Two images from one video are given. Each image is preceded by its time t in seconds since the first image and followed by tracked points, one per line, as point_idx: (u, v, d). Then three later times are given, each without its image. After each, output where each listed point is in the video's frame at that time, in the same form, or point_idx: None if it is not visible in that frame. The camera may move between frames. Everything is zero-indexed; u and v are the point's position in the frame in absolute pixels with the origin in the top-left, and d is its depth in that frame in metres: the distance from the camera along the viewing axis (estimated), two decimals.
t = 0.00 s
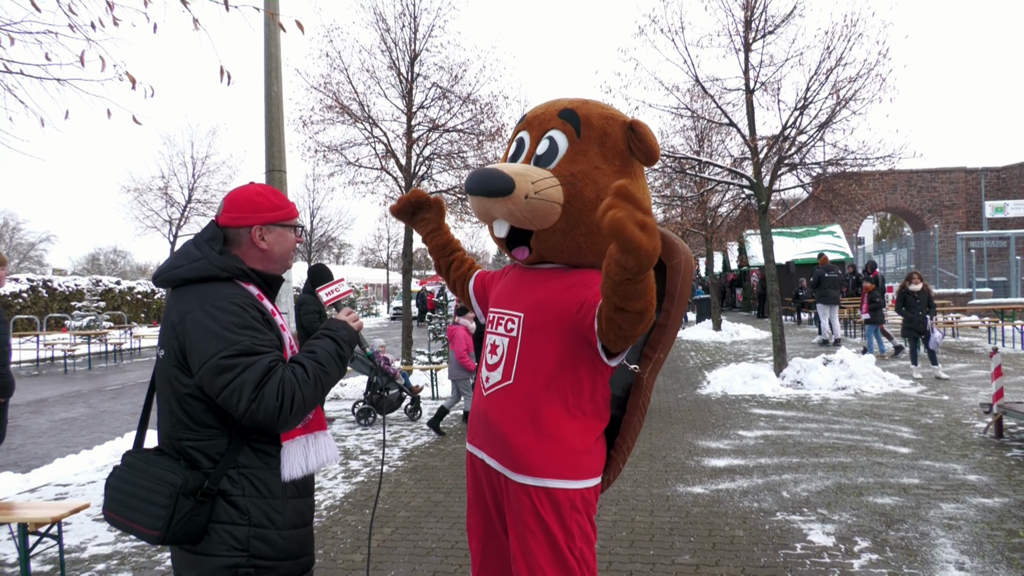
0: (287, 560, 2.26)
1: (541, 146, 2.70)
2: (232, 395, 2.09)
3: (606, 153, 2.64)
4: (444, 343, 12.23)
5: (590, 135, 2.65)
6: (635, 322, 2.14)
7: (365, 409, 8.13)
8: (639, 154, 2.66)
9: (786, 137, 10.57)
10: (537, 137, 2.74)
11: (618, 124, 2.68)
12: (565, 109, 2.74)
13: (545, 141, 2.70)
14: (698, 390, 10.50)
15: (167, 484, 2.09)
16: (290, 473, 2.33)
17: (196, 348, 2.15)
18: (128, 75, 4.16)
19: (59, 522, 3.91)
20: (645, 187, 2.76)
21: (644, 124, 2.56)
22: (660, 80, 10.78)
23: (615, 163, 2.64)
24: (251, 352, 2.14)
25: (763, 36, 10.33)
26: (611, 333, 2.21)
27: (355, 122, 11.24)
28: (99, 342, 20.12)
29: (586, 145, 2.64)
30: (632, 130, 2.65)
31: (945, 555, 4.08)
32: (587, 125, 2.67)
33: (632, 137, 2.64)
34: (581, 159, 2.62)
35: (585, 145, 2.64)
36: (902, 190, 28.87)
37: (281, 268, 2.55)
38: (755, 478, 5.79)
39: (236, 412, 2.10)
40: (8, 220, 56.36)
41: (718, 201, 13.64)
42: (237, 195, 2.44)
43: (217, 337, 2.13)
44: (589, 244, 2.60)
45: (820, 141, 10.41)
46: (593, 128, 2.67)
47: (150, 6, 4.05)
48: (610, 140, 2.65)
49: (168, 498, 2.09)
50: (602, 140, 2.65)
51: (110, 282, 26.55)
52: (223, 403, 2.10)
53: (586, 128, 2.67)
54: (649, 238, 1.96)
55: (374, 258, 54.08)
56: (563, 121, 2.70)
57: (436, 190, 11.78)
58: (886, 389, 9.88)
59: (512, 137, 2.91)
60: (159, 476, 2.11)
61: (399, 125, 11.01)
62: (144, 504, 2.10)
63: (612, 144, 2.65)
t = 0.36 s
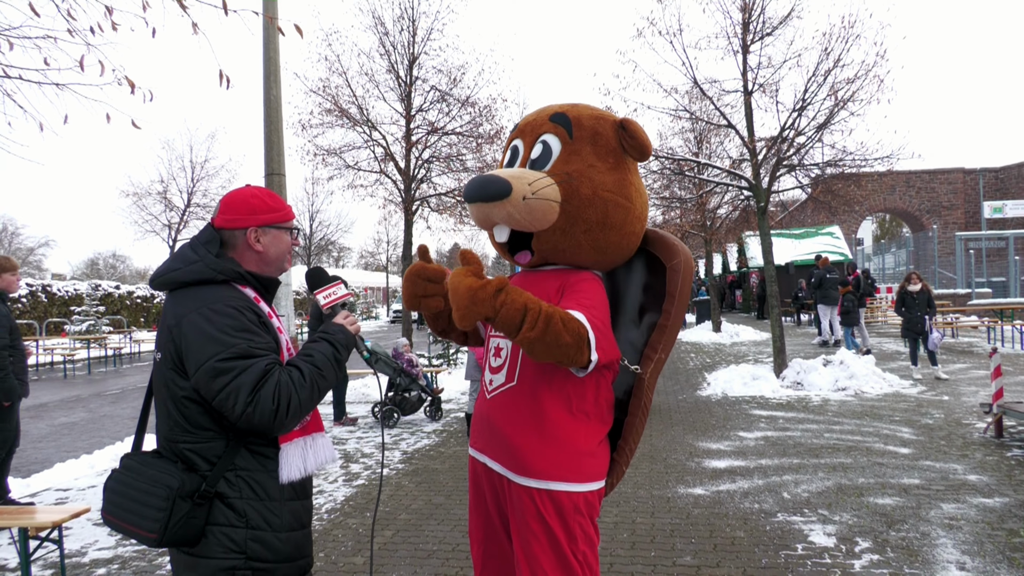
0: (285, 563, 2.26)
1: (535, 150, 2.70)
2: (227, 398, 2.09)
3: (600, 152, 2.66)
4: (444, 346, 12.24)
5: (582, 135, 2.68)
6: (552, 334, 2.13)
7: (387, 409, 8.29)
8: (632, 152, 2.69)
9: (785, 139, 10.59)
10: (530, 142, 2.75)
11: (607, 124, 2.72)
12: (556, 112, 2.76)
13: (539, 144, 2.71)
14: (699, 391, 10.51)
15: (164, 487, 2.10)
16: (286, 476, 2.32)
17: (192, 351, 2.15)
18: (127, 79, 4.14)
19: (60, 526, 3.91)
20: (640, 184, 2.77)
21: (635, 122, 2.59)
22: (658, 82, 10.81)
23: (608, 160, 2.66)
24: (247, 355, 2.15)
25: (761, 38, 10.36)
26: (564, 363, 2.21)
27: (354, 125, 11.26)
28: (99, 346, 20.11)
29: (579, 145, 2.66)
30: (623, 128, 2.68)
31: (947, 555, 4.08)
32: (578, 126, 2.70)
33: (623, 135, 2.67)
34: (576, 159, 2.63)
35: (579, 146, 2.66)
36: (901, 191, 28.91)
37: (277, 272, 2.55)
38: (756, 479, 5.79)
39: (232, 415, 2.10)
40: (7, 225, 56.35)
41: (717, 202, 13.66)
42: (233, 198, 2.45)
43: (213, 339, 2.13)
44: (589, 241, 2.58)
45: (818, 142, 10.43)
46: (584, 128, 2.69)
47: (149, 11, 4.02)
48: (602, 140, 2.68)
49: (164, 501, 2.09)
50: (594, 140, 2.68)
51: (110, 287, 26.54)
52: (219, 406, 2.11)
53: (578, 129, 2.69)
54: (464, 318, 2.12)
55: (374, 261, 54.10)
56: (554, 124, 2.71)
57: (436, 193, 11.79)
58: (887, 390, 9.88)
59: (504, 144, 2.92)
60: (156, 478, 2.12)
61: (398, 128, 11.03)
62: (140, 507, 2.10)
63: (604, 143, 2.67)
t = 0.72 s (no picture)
0: (284, 567, 2.27)
1: (528, 153, 2.72)
2: (221, 401, 2.10)
3: (594, 154, 2.67)
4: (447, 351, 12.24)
5: (575, 138, 2.69)
6: (549, 346, 2.13)
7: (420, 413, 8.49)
8: (625, 154, 2.70)
9: (786, 142, 10.59)
10: (524, 145, 2.76)
11: (601, 126, 2.73)
12: (549, 115, 2.77)
13: (532, 147, 2.73)
14: (701, 395, 10.49)
15: (162, 491, 2.10)
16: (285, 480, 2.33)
17: (186, 355, 2.16)
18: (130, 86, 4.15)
19: (64, 532, 3.92)
20: (634, 185, 2.79)
21: (628, 123, 2.61)
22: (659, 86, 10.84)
23: (602, 162, 2.67)
24: (240, 358, 2.15)
25: (762, 42, 10.38)
26: (560, 374, 2.22)
27: (356, 130, 11.29)
28: (102, 351, 20.14)
29: (572, 148, 2.67)
30: (615, 131, 2.70)
31: (950, 560, 4.06)
32: (572, 129, 2.71)
33: (616, 137, 2.69)
34: (569, 161, 2.64)
35: (572, 148, 2.67)
36: (903, 193, 28.87)
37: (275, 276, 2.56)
38: (759, 483, 5.78)
39: (227, 418, 2.11)
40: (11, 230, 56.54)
41: (718, 206, 13.66)
42: (228, 202, 2.47)
43: (207, 342, 2.14)
44: (584, 242, 2.59)
45: (820, 146, 10.44)
46: (577, 131, 2.71)
47: (152, 18, 4.04)
48: (595, 142, 2.69)
49: (163, 504, 2.09)
50: (588, 142, 2.69)
51: (113, 292, 26.58)
52: (214, 409, 2.12)
53: (571, 131, 2.71)
54: (469, 311, 2.14)
55: (377, 266, 54.17)
56: (548, 127, 2.73)
57: (438, 198, 11.82)
58: (890, 393, 9.86)
59: (499, 148, 2.94)
60: (154, 482, 2.12)
61: (400, 133, 11.06)
62: (138, 510, 2.10)
63: (598, 145, 2.69)
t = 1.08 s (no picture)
0: (283, 569, 2.27)
1: (535, 154, 2.73)
2: (220, 400, 2.11)
3: (600, 156, 2.68)
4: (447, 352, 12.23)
5: (582, 140, 2.70)
6: (557, 352, 2.14)
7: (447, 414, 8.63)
8: (631, 158, 2.71)
9: (789, 145, 10.59)
10: (531, 147, 2.77)
11: (608, 130, 2.74)
12: (556, 118, 2.78)
13: (539, 149, 2.74)
14: (703, 398, 10.47)
15: (160, 490, 2.12)
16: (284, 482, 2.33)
17: (186, 355, 2.17)
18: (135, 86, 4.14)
19: (67, 532, 3.93)
20: (639, 189, 2.79)
21: (634, 128, 2.62)
22: (662, 89, 10.85)
23: (608, 165, 2.67)
24: (238, 357, 2.15)
25: (765, 45, 10.38)
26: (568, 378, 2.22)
27: (359, 132, 11.30)
28: (104, 352, 20.14)
29: (579, 150, 2.67)
30: (621, 134, 2.70)
31: (953, 565, 4.05)
32: (579, 132, 2.72)
33: (622, 141, 2.70)
34: (576, 163, 2.65)
35: (578, 150, 2.68)
36: (906, 197, 28.83)
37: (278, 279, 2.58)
38: (761, 486, 5.77)
39: (225, 417, 2.11)
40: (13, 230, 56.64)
41: (721, 208, 13.65)
42: (233, 204, 2.48)
43: (207, 342, 2.15)
44: (588, 244, 2.60)
45: (823, 149, 10.43)
46: (584, 134, 2.72)
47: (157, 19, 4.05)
48: (602, 145, 2.69)
49: (161, 504, 2.11)
50: (594, 145, 2.69)
51: (116, 293, 26.59)
52: (212, 409, 2.12)
53: (578, 133, 2.72)
54: (469, 332, 2.07)
55: (378, 268, 54.18)
56: (555, 129, 2.74)
57: (440, 200, 11.82)
58: (892, 397, 9.84)
59: (505, 150, 2.95)
60: (152, 482, 2.14)
61: (403, 135, 11.07)
62: (137, 511, 2.12)
63: (604, 148, 2.69)
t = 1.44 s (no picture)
0: (281, 564, 2.26)
1: (534, 153, 2.73)
2: (227, 393, 2.11)
3: (599, 156, 2.67)
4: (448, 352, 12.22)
5: (582, 139, 2.69)
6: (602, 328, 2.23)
7: (466, 412, 8.77)
8: (630, 157, 2.71)
9: (790, 147, 10.59)
10: (530, 145, 2.77)
11: (608, 129, 2.74)
12: (556, 117, 2.78)
13: (538, 147, 2.74)
14: (703, 400, 10.47)
15: (165, 479, 2.13)
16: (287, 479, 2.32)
17: (197, 348, 2.18)
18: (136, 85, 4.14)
19: (65, 531, 3.92)
20: (637, 189, 2.79)
21: (634, 127, 2.62)
22: (663, 90, 10.86)
23: (607, 165, 2.67)
24: (247, 352, 2.16)
25: (766, 47, 10.38)
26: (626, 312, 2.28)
27: (360, 131, 11.31)
28: (104, 350, 20.15)
29: (578, 149, 2.67)
30: (621, 134, 2.71)
31: (952, 567, 4.05)
32: (579, 131, 2.72)
33: (622, 141, 2.70)
34: (575, 162, 2.65)
35: (578, 149, 2.68)
36: (907, 199, 28.81)
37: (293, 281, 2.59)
38: (760, 488, 5.77)
39: (231, 410, 2.12)
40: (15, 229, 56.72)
41: (721, 210, 13.64)
42: (252, 206, 2.48)
43: (217, 336, 2.16)
44: (586, 244, 2.60)
45: (824, 151, 10.42)
46: (584, 133, 2.71)
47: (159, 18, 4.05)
48: (602, 144, 2.69)
49: (165, 493, 2.12)
50: (594, 144, 2.69)
51: (116, 291, 26.61)
52: (219, 402, 2.13)
53: (578, 133, 2.71)
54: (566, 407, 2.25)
55: (379, 267, 54.19)
56: (554, 128, 2.74)
57: (441, 200, 11.82)
58: (892, 400, 9.84)
59: (505, 148, 2.95)
60: (158, 470, 2.16)
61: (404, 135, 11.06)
62: (142, 498, 2.14)
63: (603, 148, 2.69)
